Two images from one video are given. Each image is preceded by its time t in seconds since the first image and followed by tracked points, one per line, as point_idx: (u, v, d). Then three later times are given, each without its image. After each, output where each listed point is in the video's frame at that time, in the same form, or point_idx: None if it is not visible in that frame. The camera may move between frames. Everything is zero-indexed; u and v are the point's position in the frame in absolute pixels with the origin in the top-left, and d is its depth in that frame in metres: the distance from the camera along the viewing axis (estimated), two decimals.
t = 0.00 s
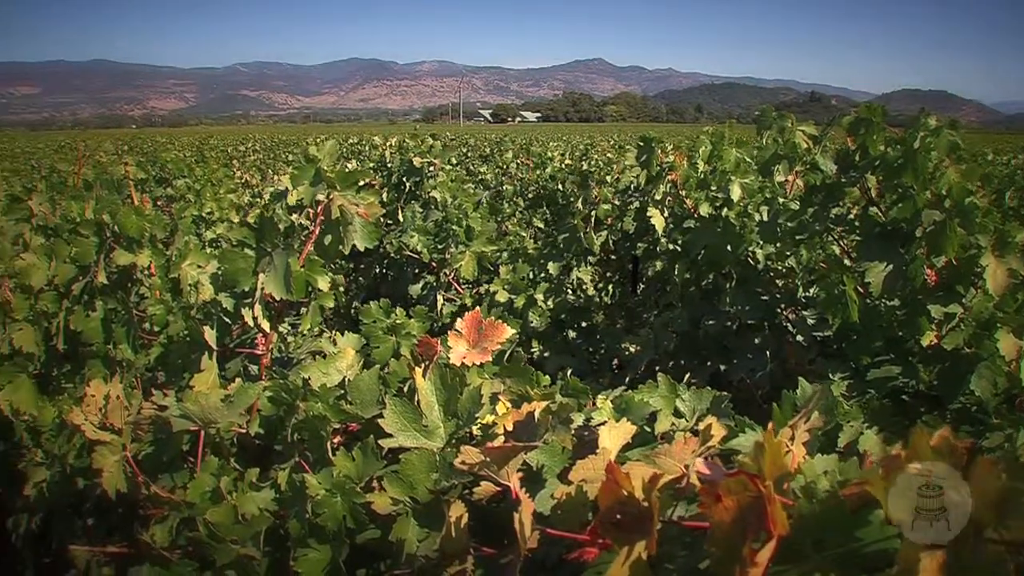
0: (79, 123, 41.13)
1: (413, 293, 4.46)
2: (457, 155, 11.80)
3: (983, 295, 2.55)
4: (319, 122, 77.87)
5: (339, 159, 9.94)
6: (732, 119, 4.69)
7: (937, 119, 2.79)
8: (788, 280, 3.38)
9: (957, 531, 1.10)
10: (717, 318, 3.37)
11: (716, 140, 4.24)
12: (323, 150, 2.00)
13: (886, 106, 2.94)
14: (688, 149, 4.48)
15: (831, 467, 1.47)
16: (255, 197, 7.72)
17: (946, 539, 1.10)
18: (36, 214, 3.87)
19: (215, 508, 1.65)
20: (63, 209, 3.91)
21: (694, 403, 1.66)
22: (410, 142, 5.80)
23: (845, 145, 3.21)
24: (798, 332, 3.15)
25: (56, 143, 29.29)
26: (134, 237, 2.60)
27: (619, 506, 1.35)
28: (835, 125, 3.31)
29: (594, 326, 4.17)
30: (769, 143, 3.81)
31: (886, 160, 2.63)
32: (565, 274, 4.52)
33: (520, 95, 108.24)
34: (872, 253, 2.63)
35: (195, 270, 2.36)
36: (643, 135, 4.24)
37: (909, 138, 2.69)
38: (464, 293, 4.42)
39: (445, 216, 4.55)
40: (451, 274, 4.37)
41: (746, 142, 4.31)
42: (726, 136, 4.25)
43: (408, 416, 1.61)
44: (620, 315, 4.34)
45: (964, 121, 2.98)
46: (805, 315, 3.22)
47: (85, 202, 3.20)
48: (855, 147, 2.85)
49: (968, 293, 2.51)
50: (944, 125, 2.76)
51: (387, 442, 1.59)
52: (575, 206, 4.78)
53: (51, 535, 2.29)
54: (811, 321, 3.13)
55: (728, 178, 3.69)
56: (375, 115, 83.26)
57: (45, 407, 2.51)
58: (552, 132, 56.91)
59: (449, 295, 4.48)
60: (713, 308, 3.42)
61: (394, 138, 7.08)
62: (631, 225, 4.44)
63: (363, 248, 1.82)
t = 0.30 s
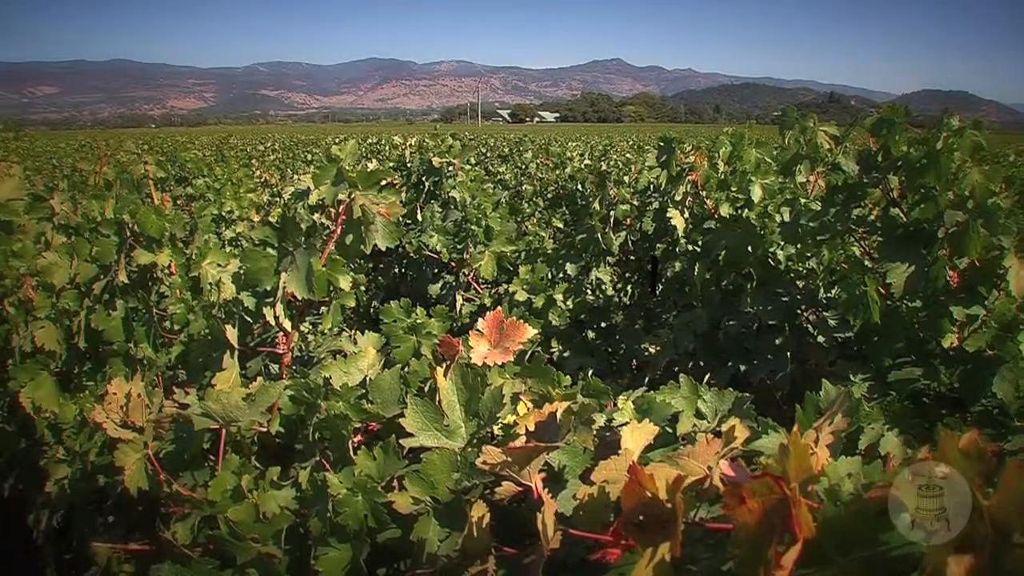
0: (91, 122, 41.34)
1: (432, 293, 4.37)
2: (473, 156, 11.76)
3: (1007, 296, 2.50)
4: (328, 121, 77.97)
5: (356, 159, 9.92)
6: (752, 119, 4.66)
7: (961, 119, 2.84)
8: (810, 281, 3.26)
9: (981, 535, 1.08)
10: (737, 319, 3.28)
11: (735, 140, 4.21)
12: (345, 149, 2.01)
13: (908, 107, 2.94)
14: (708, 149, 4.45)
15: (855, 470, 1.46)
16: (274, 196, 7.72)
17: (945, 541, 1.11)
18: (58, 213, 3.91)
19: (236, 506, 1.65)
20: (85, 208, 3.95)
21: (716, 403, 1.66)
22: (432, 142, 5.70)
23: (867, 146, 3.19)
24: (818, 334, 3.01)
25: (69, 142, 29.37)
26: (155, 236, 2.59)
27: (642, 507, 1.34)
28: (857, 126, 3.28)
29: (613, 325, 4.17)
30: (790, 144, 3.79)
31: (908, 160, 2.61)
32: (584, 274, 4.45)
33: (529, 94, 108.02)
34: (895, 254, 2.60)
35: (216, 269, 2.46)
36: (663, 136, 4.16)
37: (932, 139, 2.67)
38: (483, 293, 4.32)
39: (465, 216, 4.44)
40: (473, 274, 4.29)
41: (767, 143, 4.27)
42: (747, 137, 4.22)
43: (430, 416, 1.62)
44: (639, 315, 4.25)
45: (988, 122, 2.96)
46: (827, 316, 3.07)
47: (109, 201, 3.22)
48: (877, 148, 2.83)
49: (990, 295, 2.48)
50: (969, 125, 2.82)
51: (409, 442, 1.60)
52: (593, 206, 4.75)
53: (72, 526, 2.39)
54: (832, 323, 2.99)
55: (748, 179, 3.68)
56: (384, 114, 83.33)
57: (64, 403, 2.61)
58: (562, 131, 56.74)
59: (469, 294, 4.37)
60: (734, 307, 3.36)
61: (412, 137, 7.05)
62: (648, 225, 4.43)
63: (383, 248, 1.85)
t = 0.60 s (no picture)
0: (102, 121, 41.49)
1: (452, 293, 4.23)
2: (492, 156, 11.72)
3: None
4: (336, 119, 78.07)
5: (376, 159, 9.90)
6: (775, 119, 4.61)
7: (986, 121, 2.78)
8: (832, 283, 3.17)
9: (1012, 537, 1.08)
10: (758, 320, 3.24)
11: (757, 141, 4.18)
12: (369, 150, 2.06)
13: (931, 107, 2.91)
14: (730, 150, 4.41)
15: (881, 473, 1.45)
16: (294, 195, 7.73)
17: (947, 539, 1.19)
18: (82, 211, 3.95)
19: (259, 504, 1.66)
20: (109, 207, 3.96)
21: (741, 405, 1.66)
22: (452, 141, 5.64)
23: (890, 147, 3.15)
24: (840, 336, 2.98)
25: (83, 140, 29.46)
26: (176, 237, 2.62)
27: (668, 508, 1.34)
28: (880, 127, 3.24)
29: (633, 326, 4.08)
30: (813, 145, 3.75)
31: (931, 162, 2.59)
32: (605, 274, 4.36)
33: (541, 93, 107.47)
34: (917, 256, 2.55)
35: (237, 268, 2.52)
36: (684, 137, 4.10)
37: (955, 140, 2.64)
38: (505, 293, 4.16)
39: (486, 216, 4.34)
40: (492, 274, 4.18)
41: (790, 144, 4.23)
42: (768, 138, 4.18)
43: (453, 416, 1.62)
44: (658, 315, 4.14)
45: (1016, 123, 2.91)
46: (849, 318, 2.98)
47: (132, 199, 3.23)
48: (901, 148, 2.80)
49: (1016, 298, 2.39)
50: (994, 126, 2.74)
51: (432, 442, 1.61)
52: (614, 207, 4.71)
53: (97, 522, 2.50)
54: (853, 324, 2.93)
55: (769, 180, 3.64)
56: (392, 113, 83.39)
57: (86, 401, 2.67)
58: (571, 130, 56.53)
59: (489, 295, 4.23)
60: (756, 309, 3.31)
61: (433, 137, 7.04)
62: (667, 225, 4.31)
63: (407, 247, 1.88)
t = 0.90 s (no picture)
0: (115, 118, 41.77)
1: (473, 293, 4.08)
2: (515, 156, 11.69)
3: None
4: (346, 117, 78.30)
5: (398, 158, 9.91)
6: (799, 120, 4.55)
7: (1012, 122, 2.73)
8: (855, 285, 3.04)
9: None
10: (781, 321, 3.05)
11: (780, 142, 4.12)
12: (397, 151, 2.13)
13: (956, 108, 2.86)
14: (753, 151, 4.36)
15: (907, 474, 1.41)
16: (316, 195, 7.77)
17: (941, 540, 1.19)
18: (107, 210, 4.00)
19: (283, 502, 1.66)
20: (134, 205, 3.99)
21: (765, 406, 1.66)
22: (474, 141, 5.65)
23: (915, 148, 3.10)
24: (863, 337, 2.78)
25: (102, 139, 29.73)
26: (204, 234, 2.65)
27: (695, 509, 1.34)
28: (905, 128, 3.20)
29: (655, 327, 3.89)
30: (837, 146, 3.70)
31: (957, 163, 2.53)
32: (627, 275, 4.23)
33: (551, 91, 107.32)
34: (941, 257, 2.45)
35: (263, 267, 2.55)
36: (708, 137, 4.04)
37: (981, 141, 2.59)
38: (526, 293, 4.14)
39: (507, 215, 4.23)
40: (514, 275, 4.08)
41: (815, 145, 4.17)
42: (792, 139, 4.13)
43: (477, 415, 1.63)
44: (680, 317, 3.87)
45: None
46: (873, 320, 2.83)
47: (159, 199, 3.28)
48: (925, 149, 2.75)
49: None
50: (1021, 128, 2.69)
51: (456, 441, 1.62)
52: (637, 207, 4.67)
53: (128, 517, 2.54)
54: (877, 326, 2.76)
55: (792, 181, 3.59)
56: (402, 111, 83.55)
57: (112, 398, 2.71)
58: (582, 129, 56.34)
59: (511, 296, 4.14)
60: (779, 310, 3.11)
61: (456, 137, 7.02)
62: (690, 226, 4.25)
63: (432, 246, 1.90)
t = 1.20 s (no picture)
0: (130, 117, 42.06)
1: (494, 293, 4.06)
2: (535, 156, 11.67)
3: None
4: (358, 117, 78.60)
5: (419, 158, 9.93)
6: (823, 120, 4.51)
7: None
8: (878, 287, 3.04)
9: None
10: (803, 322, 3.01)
11: (803, 143, 4.09)
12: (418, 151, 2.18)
13: (982, 109, 2.83)
14: (777, 152, 4.32)
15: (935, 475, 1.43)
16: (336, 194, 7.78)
17: (940, 540, 1.19)
18: (129, 209, 4.03)
19: (306, 500, 1.67)
20: (156, 205, 4.01)
21: (789, 408, 1.65)
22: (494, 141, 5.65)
23: (940, 149, 3.07)
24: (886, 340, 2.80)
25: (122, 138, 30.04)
26: (225, 233, 2.68)
27: (719, 511, 1.33)
28: (930, 129, 3.16)
29: (677, 328, 3.83)
30: (861, 146, 3.67)
31: (981, 165, 2.50)
32: (648, 276, 4.11)
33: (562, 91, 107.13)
34: (966, 260, 2.41)
35: (284, 266, 2.53)
36: (731, 138, 3.99)
37: (1006, 142, 2.56)
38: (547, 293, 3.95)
39: (527, 215, 4.30)
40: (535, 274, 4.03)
41: (839, 146, 4.13)
42: (815, 140, 4.10)
43: (499, 415, 1.63)
44: (701, 318, 3.83)
45: None
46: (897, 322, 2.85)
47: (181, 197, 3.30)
48: (950, 150, 2.72)
49: None
50: None
51: (478, 441, 1.62)
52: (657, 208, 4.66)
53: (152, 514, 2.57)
54: (902, 328, 2.79)
55: (815, 182, 3.56)
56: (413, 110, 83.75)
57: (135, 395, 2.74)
58: (594, 129, 56.02)
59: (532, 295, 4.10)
60: (801, 310, 3.05)
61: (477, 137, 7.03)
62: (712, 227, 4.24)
63: (453, 245, 1.95)
